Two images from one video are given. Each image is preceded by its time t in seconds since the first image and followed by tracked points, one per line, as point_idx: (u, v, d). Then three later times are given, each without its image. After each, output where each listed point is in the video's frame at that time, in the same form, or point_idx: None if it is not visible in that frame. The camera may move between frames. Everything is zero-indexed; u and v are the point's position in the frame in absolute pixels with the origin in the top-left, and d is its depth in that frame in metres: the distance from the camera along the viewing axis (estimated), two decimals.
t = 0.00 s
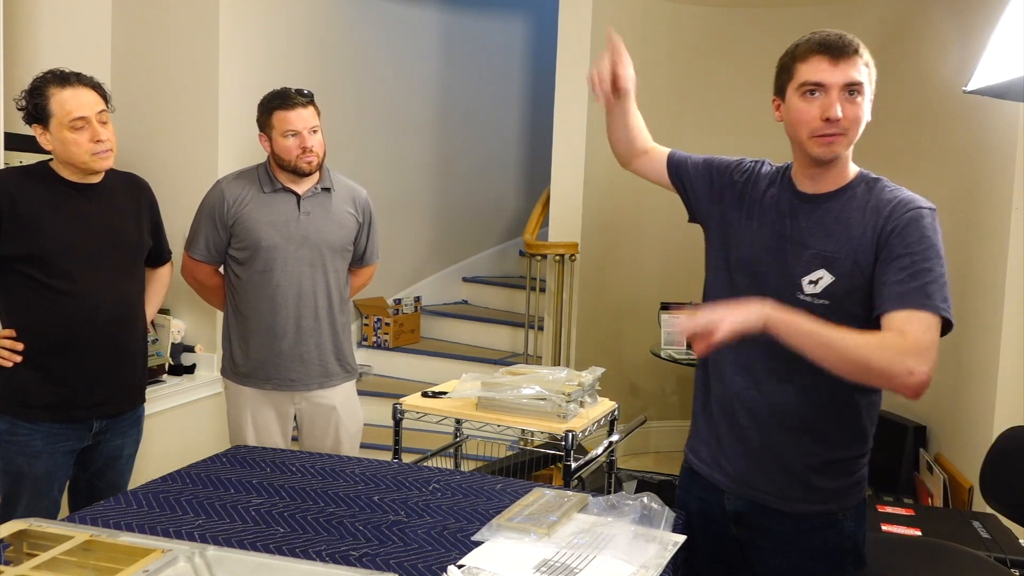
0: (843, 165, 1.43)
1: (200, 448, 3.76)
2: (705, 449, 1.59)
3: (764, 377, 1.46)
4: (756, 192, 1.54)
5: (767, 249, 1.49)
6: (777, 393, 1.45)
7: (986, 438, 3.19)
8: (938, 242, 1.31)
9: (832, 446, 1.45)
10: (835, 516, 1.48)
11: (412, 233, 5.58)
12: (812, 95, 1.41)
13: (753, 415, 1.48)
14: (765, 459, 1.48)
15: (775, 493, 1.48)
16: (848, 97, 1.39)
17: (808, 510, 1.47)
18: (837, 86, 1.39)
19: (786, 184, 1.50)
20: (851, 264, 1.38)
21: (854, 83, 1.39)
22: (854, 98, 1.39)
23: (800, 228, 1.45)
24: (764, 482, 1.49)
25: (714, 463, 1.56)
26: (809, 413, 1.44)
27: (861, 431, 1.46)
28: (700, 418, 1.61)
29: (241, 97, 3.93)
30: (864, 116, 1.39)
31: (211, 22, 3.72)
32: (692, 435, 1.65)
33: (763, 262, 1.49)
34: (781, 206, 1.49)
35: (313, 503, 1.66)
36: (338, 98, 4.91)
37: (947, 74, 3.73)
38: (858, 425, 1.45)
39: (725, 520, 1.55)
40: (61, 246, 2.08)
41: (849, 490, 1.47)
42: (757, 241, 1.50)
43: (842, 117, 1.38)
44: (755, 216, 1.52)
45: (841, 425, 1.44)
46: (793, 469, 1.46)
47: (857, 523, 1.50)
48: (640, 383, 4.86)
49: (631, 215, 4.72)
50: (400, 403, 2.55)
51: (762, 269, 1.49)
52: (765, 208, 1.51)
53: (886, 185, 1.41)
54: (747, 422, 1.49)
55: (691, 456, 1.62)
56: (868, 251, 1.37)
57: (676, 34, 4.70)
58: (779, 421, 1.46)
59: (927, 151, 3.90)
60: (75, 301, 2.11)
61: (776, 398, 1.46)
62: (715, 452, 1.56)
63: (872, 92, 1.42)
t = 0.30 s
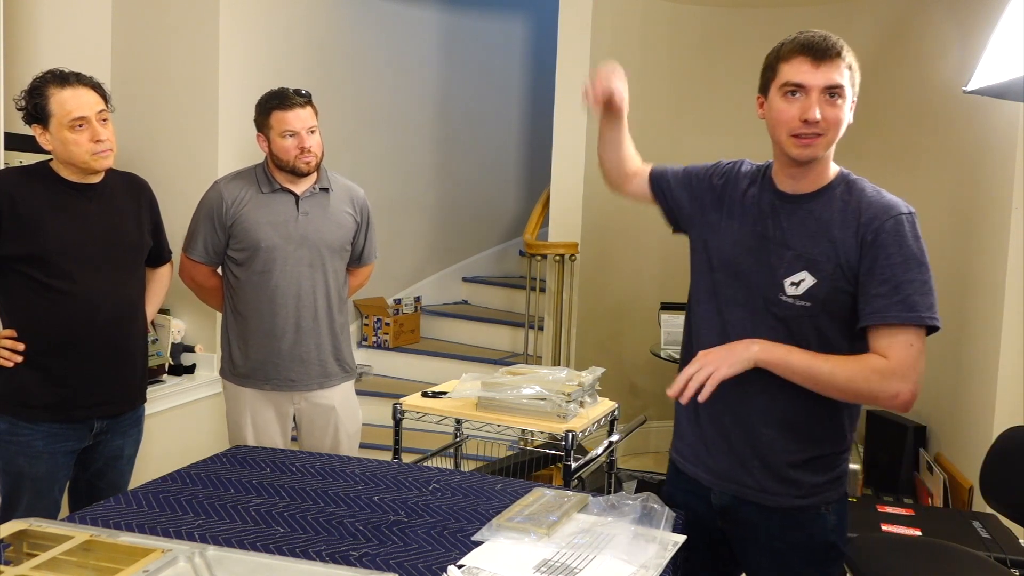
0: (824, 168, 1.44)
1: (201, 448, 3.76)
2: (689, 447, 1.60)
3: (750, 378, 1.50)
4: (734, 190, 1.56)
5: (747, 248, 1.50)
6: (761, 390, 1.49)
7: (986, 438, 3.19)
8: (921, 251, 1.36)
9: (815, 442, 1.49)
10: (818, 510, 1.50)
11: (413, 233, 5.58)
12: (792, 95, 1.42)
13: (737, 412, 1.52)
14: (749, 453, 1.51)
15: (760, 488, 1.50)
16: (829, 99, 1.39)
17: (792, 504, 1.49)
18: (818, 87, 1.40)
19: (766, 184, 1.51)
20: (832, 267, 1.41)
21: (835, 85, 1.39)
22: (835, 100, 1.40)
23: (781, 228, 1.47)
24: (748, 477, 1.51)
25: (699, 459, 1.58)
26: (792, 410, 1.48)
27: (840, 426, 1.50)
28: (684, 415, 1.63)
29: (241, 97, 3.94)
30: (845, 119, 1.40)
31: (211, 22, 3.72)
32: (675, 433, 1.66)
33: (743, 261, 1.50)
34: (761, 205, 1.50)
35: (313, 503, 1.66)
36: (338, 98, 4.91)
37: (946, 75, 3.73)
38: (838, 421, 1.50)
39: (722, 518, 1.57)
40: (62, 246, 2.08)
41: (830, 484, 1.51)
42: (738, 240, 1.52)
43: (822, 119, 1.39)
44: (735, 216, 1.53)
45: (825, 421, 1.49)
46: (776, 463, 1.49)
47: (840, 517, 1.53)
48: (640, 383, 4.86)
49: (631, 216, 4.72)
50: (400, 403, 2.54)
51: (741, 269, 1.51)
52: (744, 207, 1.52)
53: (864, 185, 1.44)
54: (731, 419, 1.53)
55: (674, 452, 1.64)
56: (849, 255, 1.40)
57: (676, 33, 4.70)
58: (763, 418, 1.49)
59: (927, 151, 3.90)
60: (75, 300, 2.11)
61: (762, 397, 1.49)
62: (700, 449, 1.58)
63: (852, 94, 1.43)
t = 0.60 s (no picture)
0: (800, 169, 1.49)
1: (201, 448, 3.76)
2: (672, 447, 1.65)
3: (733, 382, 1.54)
4: (713, 202, 1.64)
5: (729, 257, 1.56)
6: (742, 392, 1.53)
7: (986, 438, 3.19)
8: (898, 254, 1.41)
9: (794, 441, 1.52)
10: (799, 504, 1.53)
11: (413, 233, 5.58)
12: (770, 96, 1.47)
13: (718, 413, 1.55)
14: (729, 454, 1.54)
15: (742, 487, 1.53)
16: (804, 100, 1.44)
17: (775, 501, 1.52)
18: (793, 89, 1.45)
19: (745, 191, 1.58)
20: (811, 272, 1.46)
21: (810, 87, 1.45)
22: (811, 102, 1.45)
23: (760, 237, 1.53)
24: (730, 476, 1.55)
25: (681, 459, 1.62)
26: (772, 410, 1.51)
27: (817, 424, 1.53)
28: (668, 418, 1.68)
29: (241, 97, 3.93)
30: (820, 121, 1.45)
31: (211, 22, 3.72)
32: (660, 433, 1.71)
33: (726, 272, 1.56)
34: (739, 212, 1.57)
35: (313, 503, 1.66)
36: (338, 98, 4.91)
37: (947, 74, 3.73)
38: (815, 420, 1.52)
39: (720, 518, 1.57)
40: (62, 246, 2.08)
41: (810, 479, 1.54)
42: (721, 250, 1.58)
43: (798, 120, 1.44)
44: (715, 226, 1.60)
45: (802, 420, 1.51)
46: (757, 464, 1.52)
47: (820, 510, 1.57)
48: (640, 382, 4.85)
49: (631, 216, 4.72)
50: (400, 403, 2.54)
51: (723, 275, 1.56)
52: (724, 216, 1.59)
53: (840, 189, 1.49)
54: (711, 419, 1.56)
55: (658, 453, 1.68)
56: (828, 260, 1.45)
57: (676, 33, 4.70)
58: (743, 419, 1.53)
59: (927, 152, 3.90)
60: (75, 300, 2.10)
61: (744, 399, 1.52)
62: (682, 449, 1.63)
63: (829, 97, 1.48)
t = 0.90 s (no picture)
0: (775, 168, 1.50)
1: (201, 448, 3.76)
2: (664, 446, 1.66)
3: (721, 377, 1.55)
4: (700, 201, 1.65)
5: (714, 254, 1.57)
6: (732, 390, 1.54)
7: (986, 437, 3.19)
8: (880, 249, 1.40)
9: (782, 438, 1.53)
10: (792, 501, 1.54)
11: (413, 233, 5.58)
12: (733, 101, 1.49)
13: (711, 412, 1.56)
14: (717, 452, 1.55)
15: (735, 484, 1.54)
16: (766, 102, 1.45)
17: (769, 496, 1.53)
18: (753, 91, 1.46)
19: (731, 190, 1.59)
20: (793, 266, 1.47)
21: (770, 88, 1.45)
22: (774, 102, 1.45)
23: (743, 233, 1.53)
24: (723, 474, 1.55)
25: (673, 458, 1.63)
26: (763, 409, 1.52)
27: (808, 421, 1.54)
28: (659, 418, 1.69)
29: (241, 96, 3.94)
30: (786, 120, 1.46)
31: (212, 21, 3.72)
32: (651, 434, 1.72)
33: (711, 268, 1.57)
34: (724, 209, 1.58)
35: (313, 503, 1.66)
36: (339, 98, 4.91)
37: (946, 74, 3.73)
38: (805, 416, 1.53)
39: (717, 517, 1.57)
40: (63, 246, 2.08)
41: (803, 475, 1.55)
42: (706, 248, 1.59)
43: (760, 121, 1.45)
44: (702, 226, 1.61)
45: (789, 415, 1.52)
46: (751, 461, 1.53)
47: (812, 506, 1.57)
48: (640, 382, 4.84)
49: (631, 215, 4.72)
50: (400, 403, 2.54)
51: (710, 273, 1.57)
52: (709, 215, 1.60)
53: (823, 187, 1.49)
54: (704, 417, 1.57)
55: (650, 452, 1.69)
56: (810, 255, 1.45)
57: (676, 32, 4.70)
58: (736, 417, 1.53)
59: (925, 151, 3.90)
60: (76, 300, 2.10)
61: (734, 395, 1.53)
62: (673, 448, 1.63)
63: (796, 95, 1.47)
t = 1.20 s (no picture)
0: (759, 169, 1.51)
1: (201, 448, 3.76)
2: (663, 445, 1.66)
3: (716, 374, 1.55)
4: (693, 202, 1.65)
5: (707, 253, 1.58)
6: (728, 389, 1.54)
7: (985, 437, 3.20)
8: (870, 244, 1.40)
9: (779, 434, 1.53)
10: (791, 499, 1.54)
11: (413, 233, 5.58)
12: (716, 104, 1.51)
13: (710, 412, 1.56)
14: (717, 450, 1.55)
15: (734, 483, 1.54)
16: (745, 104, 1.47)
17: (768, 495, 1.53)
18: (733, 93, 1.47)
19: (723, 190, 1.60)
20: (783, 261, 1.47)
21: (749, 90, 1.46)
22: (753, 104, 1.46)
23: (735, 231, 1.54)
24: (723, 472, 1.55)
25: (672, 457, 1.63)
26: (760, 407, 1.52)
27: (807, 419, 1.54)
28: (658, 417, 1.69)
29: (241, 96, 3.94)
30: (765, 121, 1.46)
31: (212, 21, 3.72)
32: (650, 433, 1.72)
33: (704, 266, 1.58)
34: (717, 208, 1.59)
35: (313, 503, 1.66)
36: (339, 98, 4.92)
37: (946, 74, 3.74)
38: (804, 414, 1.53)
39: (717, 516, 1.57)
40: (63, 246, 2.08)
41: (802, 474, 1.55)
42: (699, 246, 1.59)
43: (739, 123, 1.47)
44: (696, 226, 1.62)
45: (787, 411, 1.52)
46: (751, 460, 1.53)
47: (812, 505, 1.57)
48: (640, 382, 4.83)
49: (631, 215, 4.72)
50: (400, 403, 2.54)
51: (703, 272, 1.58)
52: (703, 215, 1.61)
53: (813, 185, 1.49)
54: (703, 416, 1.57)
55: (649, 451, 1.70)
56: (800, 250, 1.46)
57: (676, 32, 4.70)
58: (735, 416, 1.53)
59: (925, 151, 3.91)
60: (76, 300, 2.10)
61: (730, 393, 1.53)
62: (672, 447, 1.63)
63: (780, 96, 1.48)
